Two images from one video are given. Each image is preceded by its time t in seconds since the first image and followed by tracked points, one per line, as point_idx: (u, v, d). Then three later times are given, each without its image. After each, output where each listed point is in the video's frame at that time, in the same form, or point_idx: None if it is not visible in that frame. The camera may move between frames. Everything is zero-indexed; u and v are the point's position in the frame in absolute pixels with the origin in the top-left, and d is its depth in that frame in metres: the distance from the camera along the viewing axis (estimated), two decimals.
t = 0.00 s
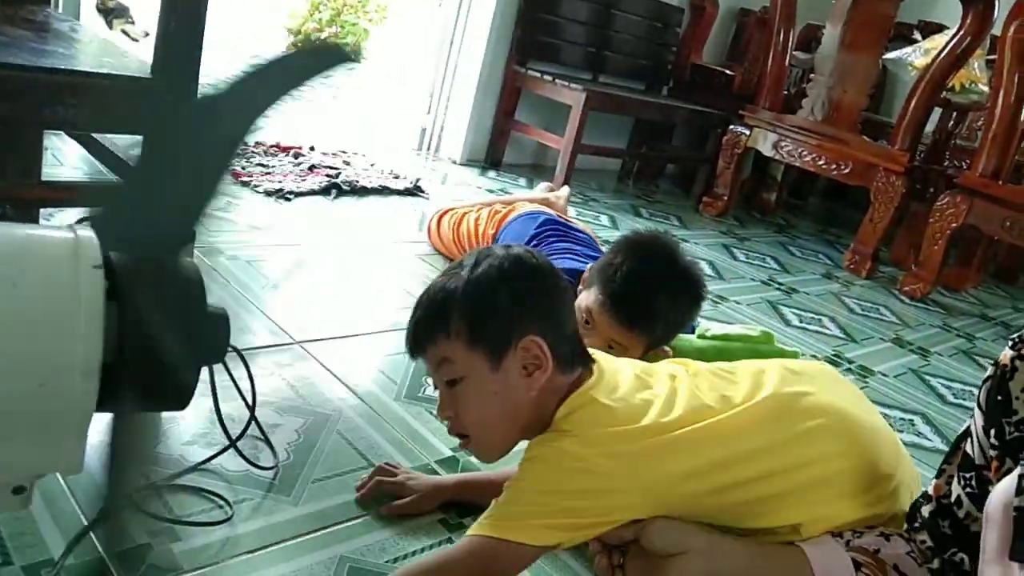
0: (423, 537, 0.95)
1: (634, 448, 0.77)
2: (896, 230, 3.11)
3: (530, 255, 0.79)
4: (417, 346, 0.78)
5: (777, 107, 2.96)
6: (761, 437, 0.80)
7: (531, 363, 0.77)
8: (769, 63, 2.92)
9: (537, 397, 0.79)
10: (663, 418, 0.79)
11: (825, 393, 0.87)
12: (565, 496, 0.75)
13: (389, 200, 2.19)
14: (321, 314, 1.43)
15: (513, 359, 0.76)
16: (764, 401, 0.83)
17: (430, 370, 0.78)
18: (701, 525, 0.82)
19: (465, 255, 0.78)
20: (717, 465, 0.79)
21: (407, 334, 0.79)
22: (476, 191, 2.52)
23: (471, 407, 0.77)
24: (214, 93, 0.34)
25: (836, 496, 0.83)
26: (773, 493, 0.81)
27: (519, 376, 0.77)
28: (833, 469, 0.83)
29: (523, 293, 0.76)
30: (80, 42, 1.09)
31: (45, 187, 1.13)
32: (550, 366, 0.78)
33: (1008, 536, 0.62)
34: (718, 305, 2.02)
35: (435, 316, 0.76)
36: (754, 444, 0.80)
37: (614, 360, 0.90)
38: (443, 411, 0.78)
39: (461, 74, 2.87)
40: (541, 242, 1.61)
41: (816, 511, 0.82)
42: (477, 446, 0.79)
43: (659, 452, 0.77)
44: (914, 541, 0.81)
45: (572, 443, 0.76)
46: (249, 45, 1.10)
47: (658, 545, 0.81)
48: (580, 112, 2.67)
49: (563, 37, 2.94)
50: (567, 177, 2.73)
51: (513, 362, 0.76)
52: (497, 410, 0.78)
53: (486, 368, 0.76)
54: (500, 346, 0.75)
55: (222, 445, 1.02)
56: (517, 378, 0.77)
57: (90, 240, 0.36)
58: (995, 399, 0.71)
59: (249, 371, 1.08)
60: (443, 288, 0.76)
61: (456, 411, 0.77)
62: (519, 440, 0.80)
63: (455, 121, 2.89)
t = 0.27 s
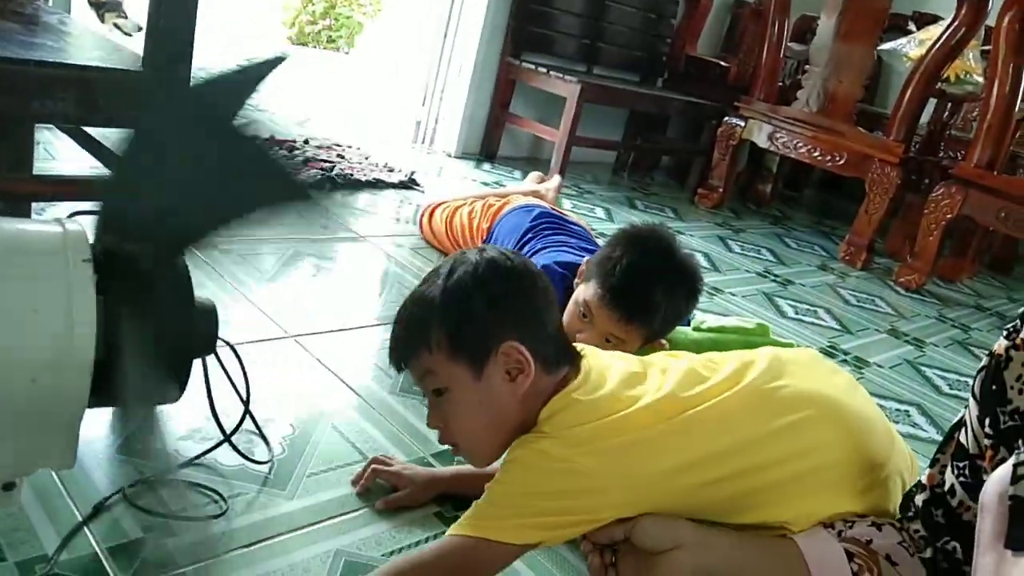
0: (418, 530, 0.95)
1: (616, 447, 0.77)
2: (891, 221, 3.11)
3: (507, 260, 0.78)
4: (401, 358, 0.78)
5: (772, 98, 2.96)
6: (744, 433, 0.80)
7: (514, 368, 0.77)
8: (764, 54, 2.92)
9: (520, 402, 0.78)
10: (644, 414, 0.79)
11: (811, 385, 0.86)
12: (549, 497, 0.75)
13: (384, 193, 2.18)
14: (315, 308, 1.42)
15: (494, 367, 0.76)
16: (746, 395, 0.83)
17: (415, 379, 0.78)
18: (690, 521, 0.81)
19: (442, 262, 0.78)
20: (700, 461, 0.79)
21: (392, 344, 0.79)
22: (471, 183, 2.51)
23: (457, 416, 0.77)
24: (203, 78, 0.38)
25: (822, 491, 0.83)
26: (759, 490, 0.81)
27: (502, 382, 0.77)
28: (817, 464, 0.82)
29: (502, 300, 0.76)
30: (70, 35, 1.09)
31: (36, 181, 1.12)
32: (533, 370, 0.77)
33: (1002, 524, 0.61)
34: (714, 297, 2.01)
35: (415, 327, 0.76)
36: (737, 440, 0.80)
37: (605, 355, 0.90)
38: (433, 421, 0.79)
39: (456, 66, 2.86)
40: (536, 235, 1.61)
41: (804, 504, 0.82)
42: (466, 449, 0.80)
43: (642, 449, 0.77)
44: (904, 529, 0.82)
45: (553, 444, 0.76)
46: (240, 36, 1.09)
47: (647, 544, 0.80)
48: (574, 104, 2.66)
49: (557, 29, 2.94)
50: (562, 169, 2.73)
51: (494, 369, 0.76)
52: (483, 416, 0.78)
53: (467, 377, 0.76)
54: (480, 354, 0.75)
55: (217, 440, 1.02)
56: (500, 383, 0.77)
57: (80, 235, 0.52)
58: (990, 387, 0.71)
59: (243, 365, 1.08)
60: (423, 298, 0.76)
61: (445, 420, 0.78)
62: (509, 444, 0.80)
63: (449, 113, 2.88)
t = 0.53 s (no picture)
0: (413, 526, 0.95)
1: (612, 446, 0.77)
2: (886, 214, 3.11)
3: (504, 259, 0.77)
4: (395, 360, 0.77)
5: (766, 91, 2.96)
6: (739, 431, 0.80)
7: (513, 372, 0.76)
8: (758, 48, 2.92)
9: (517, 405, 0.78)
10: (639, 413, 0.79)
11: (805, 381, 0.86)
12: (544, 499, 0.75)
13: (378, 188, 2.18)
14: (309, 304, 1.42)
15: (493, 371, 0.76)
16: (741, 392, 0.83)
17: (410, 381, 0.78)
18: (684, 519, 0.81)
19: (436, 260, 0.77)
20: (695, 460, 0.79)
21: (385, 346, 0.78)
22: (465, 178, 2.51)
23: (454, 418, 0.77)
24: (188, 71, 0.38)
25: (816, 488, 0.83)
26: (753, 488, 0.81)
27: (500, 385, 0.76)
28: (812, 461, 0.83)
29: (500, 303, 0.75)
30: (61, 30, 1.08)
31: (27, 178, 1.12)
32: (531, 373, 0.77)
33: (997, 514, 0.61)
34: (709, 291, 2.01)
35: (410, 331, 0.75)
36: (732, 439, 0.80)
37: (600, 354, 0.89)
38: (428, 423, 0.78)
39: (449, 60, 2.85)
40: (530, 229, 1.60)
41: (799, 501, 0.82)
42: (461, 449, 0.80)
43: (637, 449, 0.77)
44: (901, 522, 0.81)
45: (548, 445, 0.76)
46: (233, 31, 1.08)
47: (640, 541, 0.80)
48: (569, 98, 2.66)
49: (551, 23, 2.93)
50: (556, 163, 2.72)
51: (494, 374, 0.76)
52: (479, 418, 0.78)
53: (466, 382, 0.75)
54: (478, 359, 0.75)
55: (211, 437, 1.01)
56: (499, 387, 0.76)
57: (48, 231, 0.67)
58: (985, 378, 0.70)
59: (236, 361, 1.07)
60: (418, 300, 0.75)
61: (441, 422, 0.78)
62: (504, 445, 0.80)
63: (443, 108, 2.88)
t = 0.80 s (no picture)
0: (407, 525, 0.95)
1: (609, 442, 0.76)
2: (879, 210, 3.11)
3: (507, 255, 0.77)
4: (395, 352, 0.77)
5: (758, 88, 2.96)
6: (736, 427, 0.80)
7: (514, 369, 0.76)
8: (751, 44, 2.92)
9: (514, 401, 0.78)
10: (635, 409, 0.79)
11: (800, 378, 0.86)
12: (538, 493, 0.75)
13: (371, 188, 2.17)
14: (302, 304, 1.41)
15: (494, 368, 0.76)
16: (737, 388, 0.82)
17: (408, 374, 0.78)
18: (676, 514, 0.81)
19: (439, 253, 0.76)
20: (691, 456, 0.79)
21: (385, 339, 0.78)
22: (458, 177, 2.51)
23: (453, 413, 0.77)
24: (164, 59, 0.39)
25: (809, 484, 0.83)
26: (748, 484, 0.81)
27: (501, 381, 0.76)
28: (807, 457, 0.83)
29: (502, 299, 0.75)
30: (49, 31, 1.07)
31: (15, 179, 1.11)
32: (531, 371, 0.77)
33: (988, 510, 0.61)
34: (703, 288, 2.01)
35: (411, 326, 0.75)
36: (728, 435, 0.80)
37: (595, 352, 0.89)
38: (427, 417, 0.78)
39: (442, 59, 2.85)
40: (523, 228, 1.60)
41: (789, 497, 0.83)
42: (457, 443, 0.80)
43: (634, 445, 0.77)
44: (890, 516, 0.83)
45: (543, 440, 0.75)
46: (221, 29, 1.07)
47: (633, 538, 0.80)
48: (562, 96, 2.66)
49: (543, 20, 2.93)
50: (550, 161, 2.72)
51: (495, 369, 0.76)
52: (478, 414, 0.78)
53: (466, 376, 0.75)
54: (478, 354, 0.75)
55: (204, 438, 1.01)
56: (498, 383, 0.76)
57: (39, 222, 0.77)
58: (976, 373, 0.70)
59: (229, 361, 1.07)
60: (420, 295, 0.75)
61: (440, 416, 0.78)
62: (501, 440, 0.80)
63: (436, 107, 2.87)
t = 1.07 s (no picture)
0: (405, 522, 0.95)
1: (606, 438, 0.76)
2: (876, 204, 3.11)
3: (502, 251, 0.77)
4: (391, 349, 0.77)
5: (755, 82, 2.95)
6: (733, 423, 0.80)
7: (510, 365, 0.76)
8: (747, 39, 2.91)
9: (510, 397, 0.78)
10: (632, 405, 0.78)
11: (795, 373, 0.86)
12: (535, 490, 0.74)
13: (366, 184, 2.17)
14: (298, 301, 1.41)
15: (490, 364, 0.75)
16: (733, 384, 0.82)
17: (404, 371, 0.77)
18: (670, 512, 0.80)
19: (433, 249, 0.76)
20: (688, 452, 0.78)
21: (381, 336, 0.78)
22: (454, 173, 2.50)
23: (449, 410, 0.77)
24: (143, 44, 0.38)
25: (804, 479, 0.83)
26: (744, 481, 0.81)
27: (497, 377, 0.76)
28: (802, 453, 0.83)
29: (497, 295, 0.75)
30: (41, 28, 1.06)
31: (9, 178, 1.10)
32: (527, 367, 0.76)
33: (980, 503, 0.61)
34: (699, 283, 2.01)
35: (407, 323, 0.75)
36: (724, 432, 0.80)
37: (592, 348, 0.89)
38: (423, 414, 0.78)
39: (437, 55, 2.84)
40: (519, 224, 1.60)
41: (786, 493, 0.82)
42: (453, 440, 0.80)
43: (630, 441, 0.77)
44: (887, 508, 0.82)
45: (540, 437, 0.75)
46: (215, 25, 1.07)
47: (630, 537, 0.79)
48: (558, 92, 2.65)
49: (538, 16, 2.93)
50: (546, 156, 2.72)
51: (490, 365, 0.75)
52: (475, 411, 0.77)
53: (462, 373, 0.75)
54: (474, 350, 0.74)
55: (200, 436, 1.01)
56: (494, 379, 0.76)
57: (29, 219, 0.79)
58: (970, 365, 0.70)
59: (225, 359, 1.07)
60: (415, 292, 0.75)
61: (436, 413, 0.77)
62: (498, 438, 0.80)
63: (432, 102, 2.86)
